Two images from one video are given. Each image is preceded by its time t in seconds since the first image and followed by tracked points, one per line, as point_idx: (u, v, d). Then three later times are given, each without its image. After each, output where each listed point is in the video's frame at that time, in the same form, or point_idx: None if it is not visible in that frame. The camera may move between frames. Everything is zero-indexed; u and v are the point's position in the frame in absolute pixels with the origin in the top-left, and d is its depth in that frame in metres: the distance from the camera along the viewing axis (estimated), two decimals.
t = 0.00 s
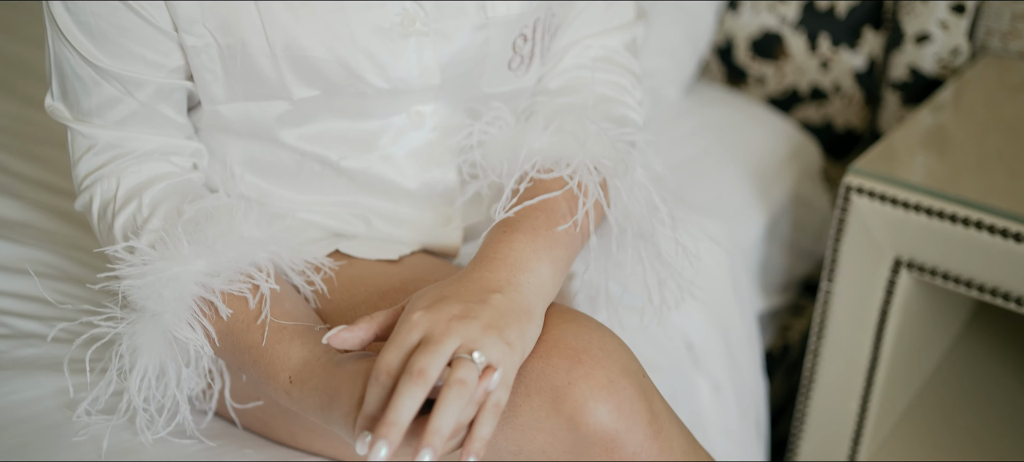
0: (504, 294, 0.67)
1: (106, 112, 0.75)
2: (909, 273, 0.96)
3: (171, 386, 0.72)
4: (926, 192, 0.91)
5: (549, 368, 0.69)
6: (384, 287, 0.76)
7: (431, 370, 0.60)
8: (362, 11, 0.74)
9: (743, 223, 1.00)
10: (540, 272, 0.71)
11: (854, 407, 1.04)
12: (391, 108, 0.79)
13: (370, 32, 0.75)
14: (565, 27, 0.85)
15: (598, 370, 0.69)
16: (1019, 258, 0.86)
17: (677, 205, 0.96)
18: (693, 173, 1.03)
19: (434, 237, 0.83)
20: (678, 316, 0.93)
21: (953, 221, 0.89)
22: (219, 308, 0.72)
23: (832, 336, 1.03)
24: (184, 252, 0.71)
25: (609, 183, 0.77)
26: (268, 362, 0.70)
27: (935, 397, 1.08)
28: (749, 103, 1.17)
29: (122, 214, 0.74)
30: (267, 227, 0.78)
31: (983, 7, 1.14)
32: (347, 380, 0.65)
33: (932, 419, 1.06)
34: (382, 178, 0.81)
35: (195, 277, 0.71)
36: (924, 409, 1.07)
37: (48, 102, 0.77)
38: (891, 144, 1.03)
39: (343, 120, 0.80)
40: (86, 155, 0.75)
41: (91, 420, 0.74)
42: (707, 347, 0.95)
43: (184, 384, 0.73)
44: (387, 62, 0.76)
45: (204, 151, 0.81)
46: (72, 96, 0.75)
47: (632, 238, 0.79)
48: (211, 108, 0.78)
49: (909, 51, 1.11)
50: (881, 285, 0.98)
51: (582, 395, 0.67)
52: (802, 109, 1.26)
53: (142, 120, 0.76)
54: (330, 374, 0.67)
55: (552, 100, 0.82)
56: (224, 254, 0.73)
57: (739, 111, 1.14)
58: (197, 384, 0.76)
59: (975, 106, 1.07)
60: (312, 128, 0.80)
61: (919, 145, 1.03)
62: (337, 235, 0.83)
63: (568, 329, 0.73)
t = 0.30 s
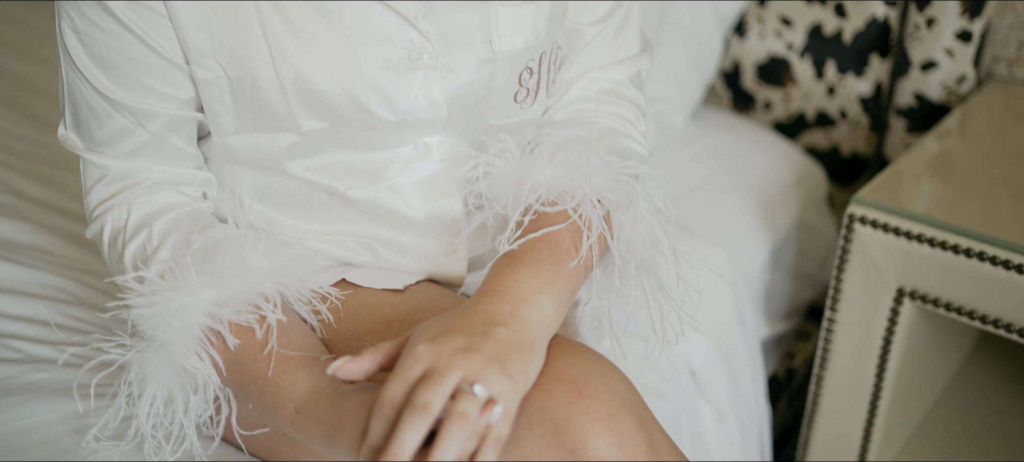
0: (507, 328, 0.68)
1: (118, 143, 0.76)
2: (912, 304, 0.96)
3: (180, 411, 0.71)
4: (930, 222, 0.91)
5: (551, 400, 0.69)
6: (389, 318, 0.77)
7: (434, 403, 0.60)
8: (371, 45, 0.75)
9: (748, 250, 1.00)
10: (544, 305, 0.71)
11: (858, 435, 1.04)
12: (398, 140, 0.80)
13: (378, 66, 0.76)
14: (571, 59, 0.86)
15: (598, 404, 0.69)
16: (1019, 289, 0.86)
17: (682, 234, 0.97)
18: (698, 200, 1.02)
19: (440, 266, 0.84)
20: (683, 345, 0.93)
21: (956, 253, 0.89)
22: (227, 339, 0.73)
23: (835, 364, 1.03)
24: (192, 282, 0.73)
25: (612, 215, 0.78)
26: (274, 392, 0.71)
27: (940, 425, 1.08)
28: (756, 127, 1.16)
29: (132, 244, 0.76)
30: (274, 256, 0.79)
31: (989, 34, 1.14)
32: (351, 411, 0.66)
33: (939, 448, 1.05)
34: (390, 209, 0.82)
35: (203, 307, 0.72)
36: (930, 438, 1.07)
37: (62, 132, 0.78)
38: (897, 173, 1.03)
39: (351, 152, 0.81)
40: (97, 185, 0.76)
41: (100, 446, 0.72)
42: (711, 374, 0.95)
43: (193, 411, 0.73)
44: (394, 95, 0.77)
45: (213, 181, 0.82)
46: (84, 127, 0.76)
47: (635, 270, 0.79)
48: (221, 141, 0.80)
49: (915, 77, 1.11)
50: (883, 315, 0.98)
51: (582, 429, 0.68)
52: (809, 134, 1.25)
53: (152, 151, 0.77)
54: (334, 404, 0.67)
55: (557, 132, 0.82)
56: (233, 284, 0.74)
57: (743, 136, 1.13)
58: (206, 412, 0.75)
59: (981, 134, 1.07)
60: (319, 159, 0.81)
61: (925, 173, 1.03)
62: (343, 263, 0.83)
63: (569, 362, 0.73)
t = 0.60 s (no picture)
0: (511, 366, 0.68)
1: (129, 178, 0.77)
2: (916, 338, 0.95)
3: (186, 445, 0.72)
4: (934, 256, 0.91)
5: (552, 438, 0.69)
6: (395, 353, 0.78)
7: (437, 443, 0.60)
8: (379, 83, 0.76)
9: (753, 283, 1.00)
10: (547, 344, 0.72)
11: None
12: (406, 176, 0.81)
13: (388, 103, 0.77)
14: (577, 97, 0.86)
15: (600, 443, 0.69)
16: None
17: (689, 268, 0.97)
18: (703, 231, 1.03)
19: (446, 299, 0.85)
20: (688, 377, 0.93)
21: (960, 288, 0.89)
22: (235, 373, 0.73)
23: (840, 396, 1.03)
24: (201, 317, 0.73)
25: (617, 252, 0.79)
26: (281, 426, 0.71)
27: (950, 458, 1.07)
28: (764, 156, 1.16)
29: (142, 277, 0.77)
30: (282, 289, 0.79)
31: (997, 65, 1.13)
32: (357, 447, 0.66)
33: None
34: (397, 244, 0.83)
35: (212, 341, 0.73)
36: None
37: (75, 167, 0.79)
38: (903, 205, 1.03)
39: (358, 187, 0.82)
40: (109, 219, 0.78)
41: None
42: (716, 405, 0.95)
43: (199, 444, 0.74)
44: (401, 131, 0.78)
45: (223, 214, 0.83)
46: (97, 163, 0.77)
47: (638, 306, 0.80)
48: (231, 177, 0.81)
49: (922, 108, 1.10)
50: (888, 349, 0.97)
51: None
52: (817, 165, 1.25)
53: (164, 186, 0.79)
54: (340, 440, 0.68)
55: (563, 169, 0.83)
56: (241, 319, 0.75)
57: (747, 167, 1.13)
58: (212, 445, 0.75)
59: (989, 164, 1.07)
60: (328, 194, 0.82)
61: (932, 205, 1.02)
62: (351, 295, 0.84)
63: (571, 399, 0.73)
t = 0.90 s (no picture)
0: (513, 402, 0.68)
1: (139, 210, 0.78)
2: (920, 369, 0.95)
3: None
4: (939, 289, 0.91)
5: None
6: (400, 384, 0.78)
7: None
8: (387, 118, 0.77)
9: (759, 312, 1.00)
10: (549, 379, 0.72)
11: None
12: (412, 208, 0.82)
13: (395, 137, 0.78)
14: (581, 131, 0.87)
15: None
16: None
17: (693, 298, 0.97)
18: (710, 258, 1.03)
19: (451, 331, 0.86)
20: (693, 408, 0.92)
21: (963, 320, 0.89)
22: (240, 404, 0.74)
23: (845, 426, 1.03)
24: (207, 348, 0.74)
25: (620, 286, 0.79)
26: (285, 457, 0.70)
27: None
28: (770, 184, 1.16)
29: (151, 308, 0.78)
30: (289, 321, 0.80)
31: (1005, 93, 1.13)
32: None
33: None
34: (402, 275, 0.84)
35: (219, 373, 0.74)
36: None
37: (86, 198, 0.81)
38: (909, 234, 1.03)
39: (363, 219, 0.83)
40: (119, 250, 0.79)
41: None
42: (720, 436, 0.94)
43: None
44: (407, 165, 0.79)
45: (231, 245, 0.84)
46: (108, 195, 0.78)
47: (641, 340, 0.80)
48: (239, 208, 0.82)
49: (929, 136, 1.10)
50: (892, 380, 0.97)
51: None
52: (823, 191, 1.25)
53: (173, 218, 0.80)
54: None
55: (568, 202, 0.84)
56: (247, 351, 0.75)
57: (752, 195, 1.13)
58: None
59: (997, 192, 1.06)
60: (334, 226, 0.83)
61: (939, 232, 1.02)
62: (356, 325, 0.85)
63: (573, 433, 0.71)
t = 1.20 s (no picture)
0: (513, 437, 0.68)
1: (148, 243, 0.79)
2: (924, 403, 0.94)
3: None
4: (943, 324, 0.90)
5: None
6: (402, 416, 0.79)
7: None
8: (392, 153, 0.78)
9: (765, 342, 0.99)
10: (549, 414, 0.72)
11: None
12: (416, 240, 0.83)
13: (399, 171, 0.79)
14: (585, 163, 0.87)
15: None
16: None
17: (691, 324, 0.96)
18: (716, 287, 1.03)
19: (454, 361, 0.86)
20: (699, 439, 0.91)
21: (967, 355, 0.88)
22: (244, 436, 0.72)
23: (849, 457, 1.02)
24: (213, 381, 0.74)
25: (621, 320, 0.80)
26: None
27: None
28: (776, 211, 1.16)
29: (157, 340, 0.78)
30: (294, 353, 0.79)
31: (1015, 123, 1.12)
32: None
33: None
34: (406, 306, 0.84)
35: (223, 405, 0.73)
36: None
37: (95, 229, 0.82)
38: (915, 265, 1.02)
39: (368, 252, 0.83)
40: (127, 281, 0.80)
41: None
42: None
43: None
44: (411, 199, 0.79)
45: (238, 275, 0.85)
46: (117, 227, 0.79)
47: (643, 375, 0.80)
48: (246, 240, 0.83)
49: (937, 167, 1.10)
50: (896, 413, 0.97)
51: None
52: (830, 219, 1.24)
53: (180, 250, 0.81)
54: None
55: (572, 234, 0.84)
56: (251, 384, 0.75)
57: (759, 224, 1.13)
58: None
59: (1004, 222, 1.05)
60: (339, 259, 0.84)
61: (947, 262, 1.02)
62: (361, 356, 0.85)
63: None
